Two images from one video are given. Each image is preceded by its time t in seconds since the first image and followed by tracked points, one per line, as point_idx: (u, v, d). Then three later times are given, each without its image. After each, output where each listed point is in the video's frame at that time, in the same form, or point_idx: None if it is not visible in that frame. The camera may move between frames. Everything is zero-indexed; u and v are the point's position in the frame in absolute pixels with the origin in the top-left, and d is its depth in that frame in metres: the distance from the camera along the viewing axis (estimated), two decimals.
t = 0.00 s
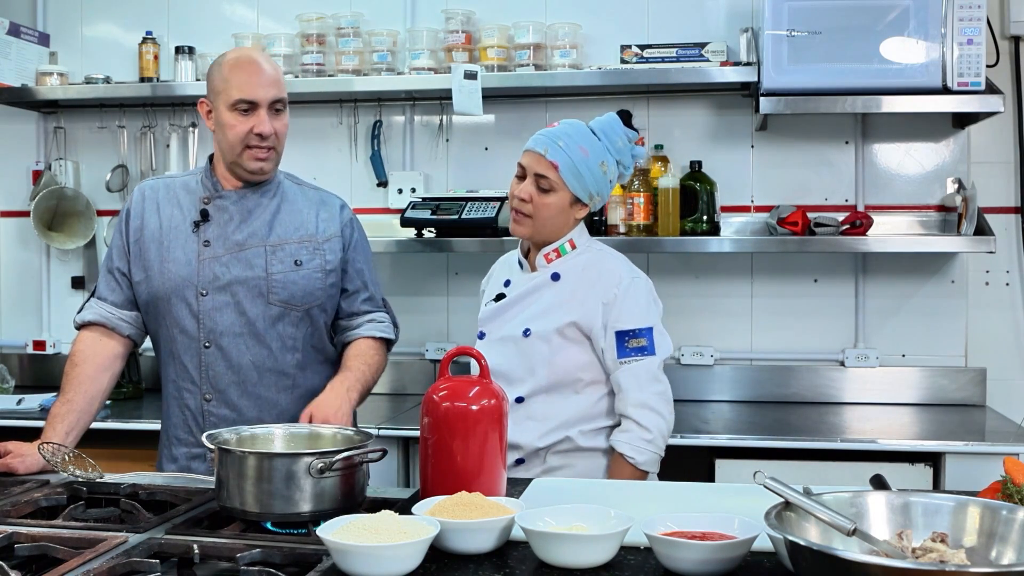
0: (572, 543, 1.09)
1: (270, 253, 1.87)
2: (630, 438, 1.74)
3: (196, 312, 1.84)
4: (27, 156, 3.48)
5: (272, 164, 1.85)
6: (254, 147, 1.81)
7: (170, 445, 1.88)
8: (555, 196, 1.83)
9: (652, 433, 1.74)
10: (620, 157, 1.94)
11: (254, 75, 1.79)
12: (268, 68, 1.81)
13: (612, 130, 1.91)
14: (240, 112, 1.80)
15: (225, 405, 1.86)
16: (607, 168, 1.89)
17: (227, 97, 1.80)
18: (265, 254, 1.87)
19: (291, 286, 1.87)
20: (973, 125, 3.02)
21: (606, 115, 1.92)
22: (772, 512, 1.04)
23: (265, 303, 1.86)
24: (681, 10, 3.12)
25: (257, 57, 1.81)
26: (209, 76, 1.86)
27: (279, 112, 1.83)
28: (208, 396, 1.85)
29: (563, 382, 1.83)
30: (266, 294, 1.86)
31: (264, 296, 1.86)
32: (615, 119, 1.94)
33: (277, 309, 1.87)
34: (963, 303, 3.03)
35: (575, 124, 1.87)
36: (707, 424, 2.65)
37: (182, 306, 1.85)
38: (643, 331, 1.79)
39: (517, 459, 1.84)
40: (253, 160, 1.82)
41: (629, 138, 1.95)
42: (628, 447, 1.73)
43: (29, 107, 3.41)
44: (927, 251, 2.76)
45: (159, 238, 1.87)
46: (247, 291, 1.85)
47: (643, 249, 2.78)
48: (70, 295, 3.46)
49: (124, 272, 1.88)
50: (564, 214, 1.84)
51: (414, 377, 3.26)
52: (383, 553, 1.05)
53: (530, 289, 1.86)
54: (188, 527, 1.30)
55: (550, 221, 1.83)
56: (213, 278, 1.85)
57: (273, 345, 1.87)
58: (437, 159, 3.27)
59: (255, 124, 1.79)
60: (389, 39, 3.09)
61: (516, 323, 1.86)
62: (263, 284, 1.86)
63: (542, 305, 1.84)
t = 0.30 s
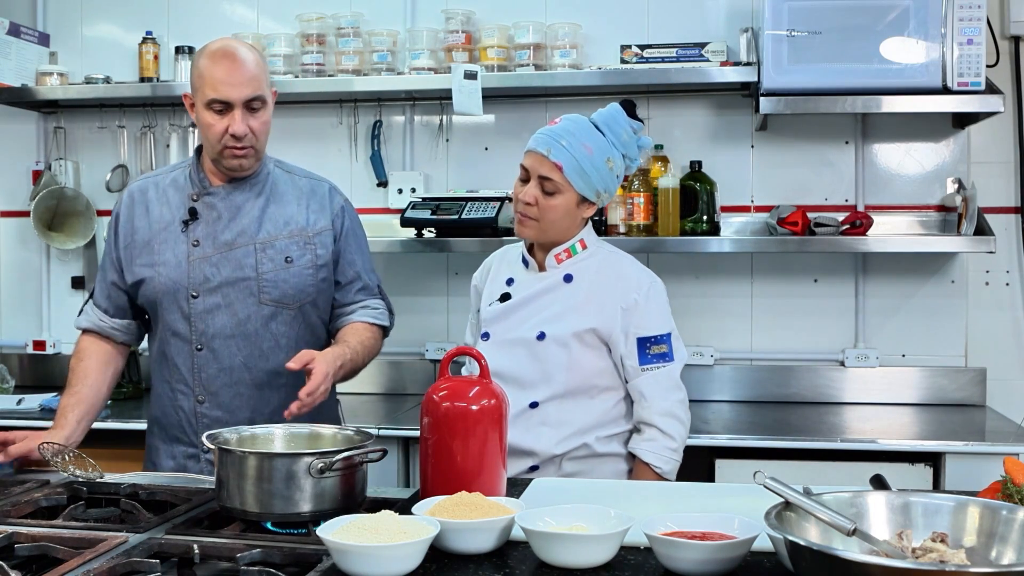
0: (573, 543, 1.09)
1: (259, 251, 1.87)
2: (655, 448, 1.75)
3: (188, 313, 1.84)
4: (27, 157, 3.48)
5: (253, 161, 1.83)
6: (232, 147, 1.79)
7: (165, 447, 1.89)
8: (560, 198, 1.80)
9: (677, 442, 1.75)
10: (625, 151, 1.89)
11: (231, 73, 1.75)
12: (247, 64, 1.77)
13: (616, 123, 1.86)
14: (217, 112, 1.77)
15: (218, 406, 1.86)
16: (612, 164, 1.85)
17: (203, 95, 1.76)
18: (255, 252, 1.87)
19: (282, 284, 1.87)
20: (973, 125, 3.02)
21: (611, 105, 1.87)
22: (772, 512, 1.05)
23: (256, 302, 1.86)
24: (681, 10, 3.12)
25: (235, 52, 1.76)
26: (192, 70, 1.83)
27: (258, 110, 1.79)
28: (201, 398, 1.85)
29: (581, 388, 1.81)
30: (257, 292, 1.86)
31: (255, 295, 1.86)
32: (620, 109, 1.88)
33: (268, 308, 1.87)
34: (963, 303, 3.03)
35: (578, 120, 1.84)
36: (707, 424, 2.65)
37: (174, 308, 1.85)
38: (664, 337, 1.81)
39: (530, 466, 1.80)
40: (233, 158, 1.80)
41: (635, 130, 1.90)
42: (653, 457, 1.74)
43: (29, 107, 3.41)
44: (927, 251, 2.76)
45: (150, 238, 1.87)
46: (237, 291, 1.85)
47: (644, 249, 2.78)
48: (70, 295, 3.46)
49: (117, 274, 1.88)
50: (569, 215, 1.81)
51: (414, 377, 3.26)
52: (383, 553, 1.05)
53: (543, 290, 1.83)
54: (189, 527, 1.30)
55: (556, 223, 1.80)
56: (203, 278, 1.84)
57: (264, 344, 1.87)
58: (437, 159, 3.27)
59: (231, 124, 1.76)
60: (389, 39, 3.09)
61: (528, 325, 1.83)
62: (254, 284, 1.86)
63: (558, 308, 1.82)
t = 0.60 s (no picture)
0: (573, 543, 1.09)
1: (234, 255, 1.86)
2: (674, 441, 1.76)
3: (160, 315, 1.84)
4: (27, 157, 3.48)
5: (235, 165, 1.83)
6: (215, 150, 1.79)
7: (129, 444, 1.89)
8: (553, 188, 1.77)
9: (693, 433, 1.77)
10: (615, 142, 1.88)
11: (214, 77, 1.76)
12: (229, 68, 1.78)
13: (606, 114, 1.85)
14: (200, 115, 1.77)
15: (186, 407, 1.85)
16: (604, 153, 1.84)
17: (186, 99, 1.77)
18: (229, 257, 1.86)
19: (256, 289, 1.87)
20: (973, 125, 3.02)
21: (598, 99, 1.86)
22: (772, 512, 1.05)
23: (230, 306, 1.86)
24: (681, 10, 3.12)
25: (217, 56, 1.78)
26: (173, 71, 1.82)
27: (241, 113, 1.80)
28: (170, 398, 1.85)
29: (584, 390, 1.80)
30: (231, 296, 1.85)
31: (228, 299, 1.85)
32: (610, 102, 1.88)
33: (242, 312, 1.86)
34: (963, 303, 3.03)
35: (567, 112, 1.81)
36: (707, 424, 2.65)
37: (145, 308, 1.85)
38: (673, 332, 1.81)
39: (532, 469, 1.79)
40: (215, 161, 1.80)
41: (624, 121, 1.90)
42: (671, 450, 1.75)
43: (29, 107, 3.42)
44: (927, 251, 2.75)
45: (122, 236, 1.87)
46: (211, 294, 1.85)
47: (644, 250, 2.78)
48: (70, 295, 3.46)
49: (88, 269, 1.89)
50: (563, 205, 1.79)
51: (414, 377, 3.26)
52: (383, 553, 1.05)
53: (544, 291, 1.82)
54: (189, 527, 1.30)
55: (550, 214, 1.78)
56: (177, 280, 1.84)
57: (235, 347, 1.86)
58: (437, 159, 3.27)
59: (215, 127, 1.77)
60: (389, 39, 3.09)
61: (529, 326, 1.81)
62: (228, 288, 1.85)
63: (561, 309, 1.80)
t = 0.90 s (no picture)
0: (572, 543, 1.09)
1: (197, 243, 2.01)
2: (676, 392, 1.70)
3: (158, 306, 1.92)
4: (27, 157, 3.48)
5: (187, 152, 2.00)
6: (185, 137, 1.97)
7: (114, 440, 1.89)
8: (528, 181, 1.78)
9: (697, 387, 1.72)
10: (584, 130, 1.87)
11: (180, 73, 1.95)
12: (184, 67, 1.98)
13: (569, 104, 1.85)
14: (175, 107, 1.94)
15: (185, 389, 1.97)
16: (574, 141, 1.83)
17: (166, 88, 1.92)
18: (196, 245, 2.01)
19: (223, 272, 2.06)
20: (973, 125, 3.02)
21: (564, 92, 1.86)
22: (772, 513, 1.05)
23: (205, 290, 2.02)
24: (681, 10, 3.12)
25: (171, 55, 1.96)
26: (116, 74, 1.91)
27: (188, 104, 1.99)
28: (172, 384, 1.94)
29: (571, 380, 1.79)
30: (204, 281, 2.02)
31: (202, 283, 2.01)
32: (574, 94, 1.87)
33: (214, 294, 2.04)
34: (963, 303, 3.03)
35: (531, 108, 1.82)
36: (707, 424, 2.65)
37: (139, 300, 1.89)
38: (663, 307, 1.81)
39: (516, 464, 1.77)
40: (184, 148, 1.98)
41: (591, 110, 1.88)
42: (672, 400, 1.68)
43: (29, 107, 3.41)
44: (927, 251, 2.75)
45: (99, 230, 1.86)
46: (191, 280, 1.98)
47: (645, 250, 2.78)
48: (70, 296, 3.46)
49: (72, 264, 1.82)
50: (539, 197, 1.79)
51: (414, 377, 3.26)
52: (383, 554, 1.05)
53: (523, 282, 1.82)
54: (189, 527, 1.30)
55: (529, 207, 1.79)
56: (165, 269, 1.93)
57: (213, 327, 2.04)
58: (437, 159, 3.27)
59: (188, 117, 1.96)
60: (389, 39, 3.09)
61: (511, 317, 1.81)
62: (201, 273, 2.01)
63: (542, 299, 1.80)
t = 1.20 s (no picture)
0: (573, 543, 1.09)
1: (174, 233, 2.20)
2: (609, 382, 1.65)
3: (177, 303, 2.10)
4: (28, 157, 3.48)
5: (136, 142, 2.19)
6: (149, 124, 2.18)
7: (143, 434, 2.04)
8: (511, 183, 1.75)
9: (630, 393, 1.66)
10: (564, 131, 1.85)
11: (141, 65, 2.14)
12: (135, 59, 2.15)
13: (547, 106, 1.82)
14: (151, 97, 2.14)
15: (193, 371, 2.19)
16: (554, 142, 1.80)
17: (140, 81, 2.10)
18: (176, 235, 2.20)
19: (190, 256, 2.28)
20: (973, 126, 3.02)
21: (542, 94, 1.83)
22: (772, 513, 1.05)
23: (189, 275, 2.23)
24: (681, 9, 3.12)
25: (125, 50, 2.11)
26: (105, 70, 2.01)
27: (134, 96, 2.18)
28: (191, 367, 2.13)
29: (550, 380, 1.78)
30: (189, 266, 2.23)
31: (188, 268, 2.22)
32: (551, 96, 1.85)
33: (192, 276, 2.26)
34: (963, 303, 3.03)
35: (511, 110, 1.79)
36: (707, 424, 2.65)
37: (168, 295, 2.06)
38: (631, 318, 1.76)
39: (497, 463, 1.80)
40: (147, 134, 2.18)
41: (568, 110, 1.86)
42: (601, 388, 1.64)
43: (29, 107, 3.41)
44: (927, 251, 2.75)
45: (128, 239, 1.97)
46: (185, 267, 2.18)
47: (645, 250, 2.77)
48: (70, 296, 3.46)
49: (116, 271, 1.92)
50: (523, 199, 1.77)
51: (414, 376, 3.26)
52: (383, 553, 1.05)
53: (509, 281, 1.81)
54: (189, 527, 1.30)
55: (512, 209, 1.77)
56: (175, 264, 2.11)
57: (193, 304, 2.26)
58: (436, 159, 3.27)
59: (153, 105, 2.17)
60: (389, 39, 3.09)
61: (495, 315, 1.81)
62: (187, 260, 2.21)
63: (526, 297, 1.80)
